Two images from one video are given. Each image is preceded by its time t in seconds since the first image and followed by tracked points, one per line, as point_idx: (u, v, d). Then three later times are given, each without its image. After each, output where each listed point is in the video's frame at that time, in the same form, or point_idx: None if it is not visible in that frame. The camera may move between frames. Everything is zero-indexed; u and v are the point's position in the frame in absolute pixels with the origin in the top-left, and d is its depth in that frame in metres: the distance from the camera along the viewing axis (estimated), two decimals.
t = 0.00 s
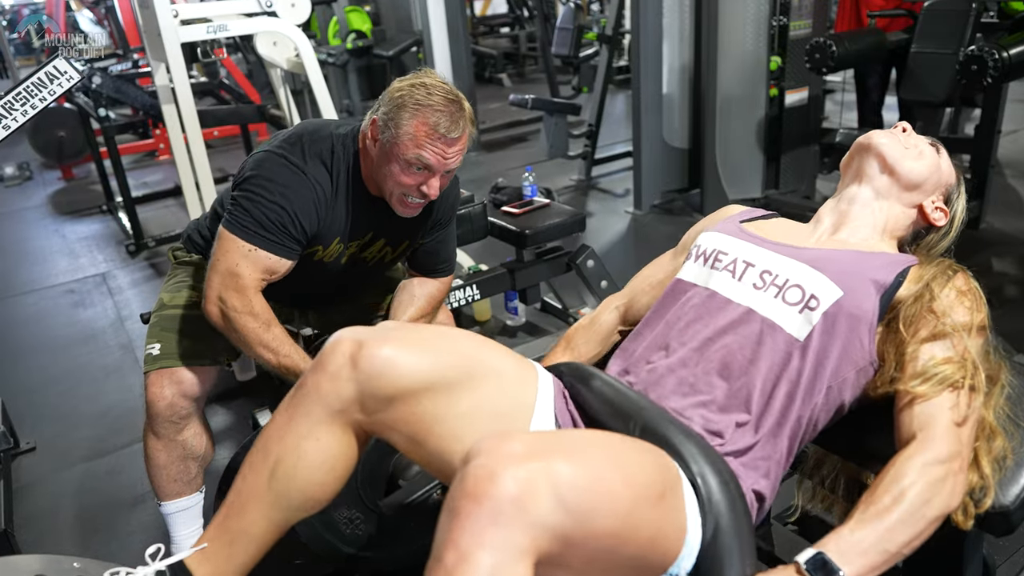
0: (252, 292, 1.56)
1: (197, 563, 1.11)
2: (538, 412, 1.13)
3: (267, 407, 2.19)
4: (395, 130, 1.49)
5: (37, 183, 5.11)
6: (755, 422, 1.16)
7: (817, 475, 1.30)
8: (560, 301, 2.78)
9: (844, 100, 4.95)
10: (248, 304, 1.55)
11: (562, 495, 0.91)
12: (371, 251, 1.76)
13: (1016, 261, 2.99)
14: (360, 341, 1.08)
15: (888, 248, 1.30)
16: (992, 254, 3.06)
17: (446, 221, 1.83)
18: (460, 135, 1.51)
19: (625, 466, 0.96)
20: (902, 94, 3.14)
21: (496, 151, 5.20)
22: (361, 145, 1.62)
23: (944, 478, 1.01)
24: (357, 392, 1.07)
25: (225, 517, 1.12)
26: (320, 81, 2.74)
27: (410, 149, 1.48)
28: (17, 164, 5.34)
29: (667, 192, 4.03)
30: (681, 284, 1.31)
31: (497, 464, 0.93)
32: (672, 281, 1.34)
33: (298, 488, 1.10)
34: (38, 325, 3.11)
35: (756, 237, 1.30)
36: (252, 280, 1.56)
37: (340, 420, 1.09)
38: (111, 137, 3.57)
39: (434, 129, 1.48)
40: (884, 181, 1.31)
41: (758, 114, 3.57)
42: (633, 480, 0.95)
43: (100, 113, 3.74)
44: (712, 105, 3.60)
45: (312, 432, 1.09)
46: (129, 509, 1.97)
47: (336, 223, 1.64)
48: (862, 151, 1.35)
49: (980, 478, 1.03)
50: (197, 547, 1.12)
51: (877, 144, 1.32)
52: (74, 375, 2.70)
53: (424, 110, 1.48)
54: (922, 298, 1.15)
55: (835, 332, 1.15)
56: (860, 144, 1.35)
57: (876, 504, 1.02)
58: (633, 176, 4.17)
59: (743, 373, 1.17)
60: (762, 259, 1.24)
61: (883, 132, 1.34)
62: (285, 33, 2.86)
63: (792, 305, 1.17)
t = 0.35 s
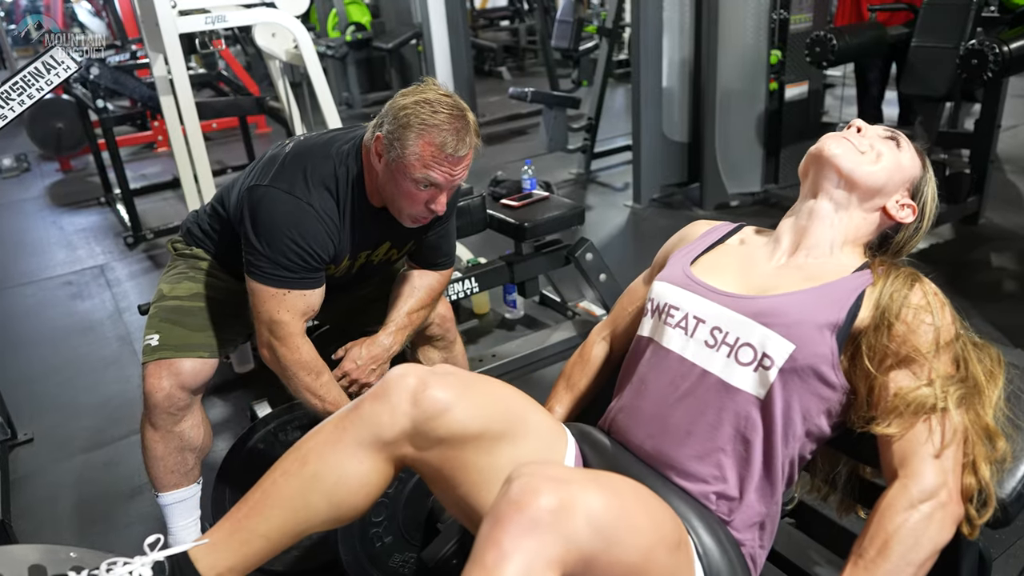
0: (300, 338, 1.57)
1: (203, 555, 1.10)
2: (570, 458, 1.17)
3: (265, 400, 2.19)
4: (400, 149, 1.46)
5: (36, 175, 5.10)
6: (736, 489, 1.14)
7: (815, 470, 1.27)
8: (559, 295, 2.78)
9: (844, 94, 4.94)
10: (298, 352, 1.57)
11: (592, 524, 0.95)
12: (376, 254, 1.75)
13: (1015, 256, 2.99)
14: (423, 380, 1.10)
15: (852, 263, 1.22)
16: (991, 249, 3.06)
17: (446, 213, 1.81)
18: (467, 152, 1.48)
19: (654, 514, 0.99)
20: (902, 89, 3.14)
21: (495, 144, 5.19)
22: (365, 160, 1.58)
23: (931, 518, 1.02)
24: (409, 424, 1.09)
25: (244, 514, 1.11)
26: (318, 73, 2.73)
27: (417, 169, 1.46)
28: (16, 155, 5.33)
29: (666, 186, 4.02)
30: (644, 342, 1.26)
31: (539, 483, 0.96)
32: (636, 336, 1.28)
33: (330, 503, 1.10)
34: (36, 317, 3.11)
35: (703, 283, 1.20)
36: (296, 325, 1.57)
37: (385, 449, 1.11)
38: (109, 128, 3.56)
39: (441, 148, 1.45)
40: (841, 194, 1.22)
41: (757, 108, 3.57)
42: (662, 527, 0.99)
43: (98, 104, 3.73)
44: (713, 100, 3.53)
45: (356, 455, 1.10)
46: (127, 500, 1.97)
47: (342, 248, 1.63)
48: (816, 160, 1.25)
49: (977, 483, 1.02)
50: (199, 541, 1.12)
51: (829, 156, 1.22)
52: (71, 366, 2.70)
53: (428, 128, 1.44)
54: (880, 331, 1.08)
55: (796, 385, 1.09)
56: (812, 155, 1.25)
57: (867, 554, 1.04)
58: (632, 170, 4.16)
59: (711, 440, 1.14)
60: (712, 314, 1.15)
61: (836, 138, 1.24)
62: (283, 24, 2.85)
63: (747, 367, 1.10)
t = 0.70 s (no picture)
0: (303, 346, 1.58)
1: (198, 550, 1.10)
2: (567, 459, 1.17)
3: (262, 394, 2.19)
4: (396, 156, 1.45)
5: (31, 169, 5.09)
6: (727, 493, 1.14)
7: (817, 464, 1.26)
8: (556, 289, 2.78)
9: (840, 88, 4.95)
10: (300, 358, 1.58)
11: (594, 526, 0.95)
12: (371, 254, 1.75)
13: (1010, 250, 3.00)
14: (427, 382, 1.10)
15: (836, 263, 1.21)
16: (987, 243, 3.07)
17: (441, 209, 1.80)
18: (463, 157, 1.48)
19: (655, 517, 1.00)
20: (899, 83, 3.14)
21: (493, 138, 5.19)
22: (359, 165, 1.58)
23: (922, 519, 1.02)
24: (412, 424, 1.09)
25: (245, 510, 1.11)
26: (314, 66, 2.73)
27: (413, 175, 1.46)
28: (12, 149, 5.32)
29: (663, 180, 4.02)
30: (632, 349, 1.26)
31: (540, 486, 0.96)
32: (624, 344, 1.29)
33: (329, 501, 1.10)
34: (32, 312, 3.11)
35: (684, 293, 1.21)
36: (297, 333, 1.58)
37: (387, 447, 1.11)
38: (105, 122, 3.55)
39: (437, 155, 1.45)
40: (824, 193, 1.22)
41: (754, 103, 3.58)
42: (663, 530, 1.00)
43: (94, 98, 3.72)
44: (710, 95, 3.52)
45: (358, 453, 1.10)
46: (124, 494, 1.98)
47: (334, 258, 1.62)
48: (800, 161, 1.26)
49: (966, 482, 1.02)
50: (195, 537, 1.12)
51: (812, 156, 1.22)
52: (68, 361, 2.70)
53: (424, 134, 1.44)
54: (862, 335, 1.09)
55: (781, 394, 1.10)
56: (796, 156, 1.25)
57: (857, 557, 1.05)
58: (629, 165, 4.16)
59: (701, 443, 1.14)
60: (694, 324, 1.15)
61: (819, 139, 1.24)
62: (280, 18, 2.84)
63: (730, 375, 1.11)
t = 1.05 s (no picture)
0: (274, 320, 1.59)
1: (204, 524, 1.13)
2: (538, 389, 1.15)
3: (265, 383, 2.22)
4: (391, 124, 1.47)
5: (32, 161, 5.11)
6: (725, 419, 1.15)
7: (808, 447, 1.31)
8: (555, 281, 2.81)
9: (838, 84, 4.98)
10: (270, 333, 1.59)
11: (551, 456, 0.92)
12: (366, 237, 1.78)
13: (1004, 245, 3.03)
14: (371, 316, 1.10)
15: (855, 244, 1.30)
16: (981, 238, 3.10)
17: (442, 203, 1.84)
18: (456, 124, 1.50)
19: (614, 439, 0.97)
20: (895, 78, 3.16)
21: (492, 133, 5.21)
22: (356, 140, 1.60)
23: (916, 470, 1.02)
24: (362, 364, 1.09)
25: (232, 482, 1.14)
26: (316, 60, 2.75)
27: (407, 143, 1.47)
28: (12, 142, 5.34)
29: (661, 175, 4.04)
30: (652, 289, 1.31)
31: (490, 420, 0.93)
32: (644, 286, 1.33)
33: (307, 456, 1.12)
34: (35, 302, 3.13)
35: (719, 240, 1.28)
36: (270, 308, 1.59)
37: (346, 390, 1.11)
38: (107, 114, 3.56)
39: (430, 121, 1.46)
40: (856, 177, 1.31)
41: (752, 97, 3.60)
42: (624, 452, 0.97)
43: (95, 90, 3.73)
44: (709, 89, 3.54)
45: (319, 402, 1.11)
46: (128, 481, 2.01)
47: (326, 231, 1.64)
48: (834, 148, 1.36)
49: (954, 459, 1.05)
50: (202, 510, 1.14)
51: (849, 142, 1.33)
52: (71, 351, 2.73)
53: (417, 101, 1.46)
54: (881, 296, 1.15)
55: (797, 329, 1.15)
56: (833, 141, 1.35)
57: (845, 495, 1.03)
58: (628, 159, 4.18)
59: (708, 369, 1.17)
60: (724, 262, 1.22)
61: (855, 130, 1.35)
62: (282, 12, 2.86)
63: (753, 308, 1.17)
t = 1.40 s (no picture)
0: (257, 282, 1.61)
1: (212, 503, 1.16)
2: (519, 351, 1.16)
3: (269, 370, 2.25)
4: (402, 113, 1.49)
5: (36, 148, 5.13)
6: (725, 377, 1.16)
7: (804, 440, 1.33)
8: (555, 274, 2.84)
9: (840, 82, 5.00)
10: (252, 292, 1.60)
11: (532, 428, 0.91)
12: (370, 229, 1.80)
13: (1002, 244, 3.05)
14: (342, 286, 1.11)
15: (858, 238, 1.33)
16: (979, 237, 3.12)
17: (446, 204, 1.87)
18: (467, 119, 1.52)
19: (595, 400, 0.97)
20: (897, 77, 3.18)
21: (494, 126, 5.23)
22: (365, 128, 1.62)
23: (902, 442, 1.04)
24: (337, 333, 1.10)
25: (232, 461, 1.16)
26: (321, 52, 2.77)
27: (417, 133, 1.49)
28: (16, 129, 5.36)
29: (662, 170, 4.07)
30: (664, 258, 1.34)
31: (469, 398, 0.92)
32: (656, 255, 1.37)
33: (294, 428, 1.12)
34: (40, 289, 3.16)
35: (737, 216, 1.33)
36: (255, 270, 1.61)
37: (325, 362, 1.12)
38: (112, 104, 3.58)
39: (441, 113, 1.49)
40: (864, 174, 1.35)
41: (754, 95, 3.62)
42: (605, 414, 0.96)
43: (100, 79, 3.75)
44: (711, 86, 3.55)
45: (299, 374, 1.11)
46: (134, 466, 2.04)
47: (328, 211, 1.65)
48: (845, 147, 1.40)
49: (942, 451, 1.07)
50: (211, 488, 1.17)
51: (861, 140, 1.37)
52: (76, 337, 2.75)
53: (430, 93, 1.49)
54: (885, 282, 1.22)
55: (806, 302, 1.19)
56: (845, 139, 1.40)
57: (835, 458, 1.04)
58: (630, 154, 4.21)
59: (714, 331, 1.18)
60: (740, 236, 1.27)
61: (867, 131, 1.40)
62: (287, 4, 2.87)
63: (765, 278, 1.21)
